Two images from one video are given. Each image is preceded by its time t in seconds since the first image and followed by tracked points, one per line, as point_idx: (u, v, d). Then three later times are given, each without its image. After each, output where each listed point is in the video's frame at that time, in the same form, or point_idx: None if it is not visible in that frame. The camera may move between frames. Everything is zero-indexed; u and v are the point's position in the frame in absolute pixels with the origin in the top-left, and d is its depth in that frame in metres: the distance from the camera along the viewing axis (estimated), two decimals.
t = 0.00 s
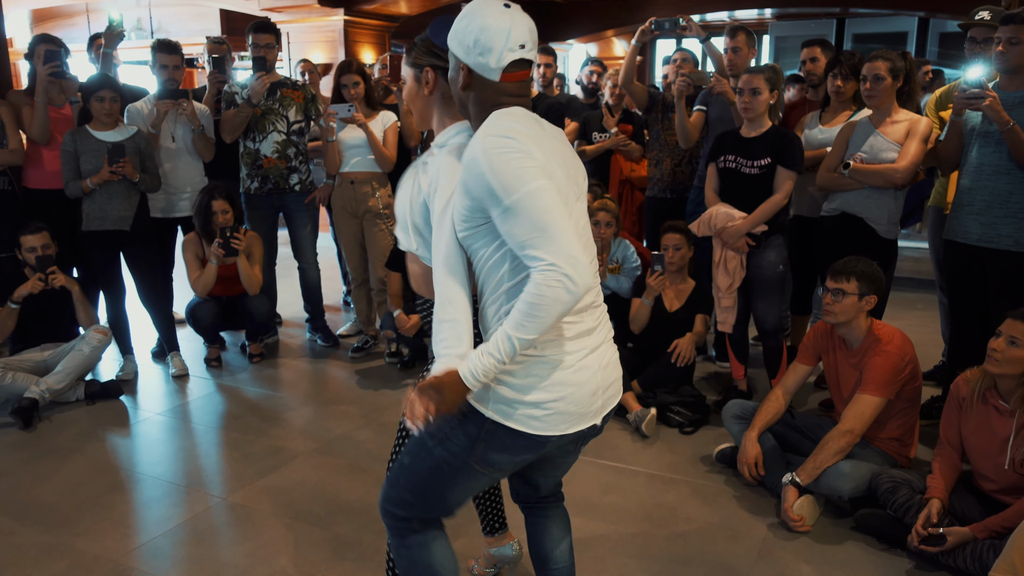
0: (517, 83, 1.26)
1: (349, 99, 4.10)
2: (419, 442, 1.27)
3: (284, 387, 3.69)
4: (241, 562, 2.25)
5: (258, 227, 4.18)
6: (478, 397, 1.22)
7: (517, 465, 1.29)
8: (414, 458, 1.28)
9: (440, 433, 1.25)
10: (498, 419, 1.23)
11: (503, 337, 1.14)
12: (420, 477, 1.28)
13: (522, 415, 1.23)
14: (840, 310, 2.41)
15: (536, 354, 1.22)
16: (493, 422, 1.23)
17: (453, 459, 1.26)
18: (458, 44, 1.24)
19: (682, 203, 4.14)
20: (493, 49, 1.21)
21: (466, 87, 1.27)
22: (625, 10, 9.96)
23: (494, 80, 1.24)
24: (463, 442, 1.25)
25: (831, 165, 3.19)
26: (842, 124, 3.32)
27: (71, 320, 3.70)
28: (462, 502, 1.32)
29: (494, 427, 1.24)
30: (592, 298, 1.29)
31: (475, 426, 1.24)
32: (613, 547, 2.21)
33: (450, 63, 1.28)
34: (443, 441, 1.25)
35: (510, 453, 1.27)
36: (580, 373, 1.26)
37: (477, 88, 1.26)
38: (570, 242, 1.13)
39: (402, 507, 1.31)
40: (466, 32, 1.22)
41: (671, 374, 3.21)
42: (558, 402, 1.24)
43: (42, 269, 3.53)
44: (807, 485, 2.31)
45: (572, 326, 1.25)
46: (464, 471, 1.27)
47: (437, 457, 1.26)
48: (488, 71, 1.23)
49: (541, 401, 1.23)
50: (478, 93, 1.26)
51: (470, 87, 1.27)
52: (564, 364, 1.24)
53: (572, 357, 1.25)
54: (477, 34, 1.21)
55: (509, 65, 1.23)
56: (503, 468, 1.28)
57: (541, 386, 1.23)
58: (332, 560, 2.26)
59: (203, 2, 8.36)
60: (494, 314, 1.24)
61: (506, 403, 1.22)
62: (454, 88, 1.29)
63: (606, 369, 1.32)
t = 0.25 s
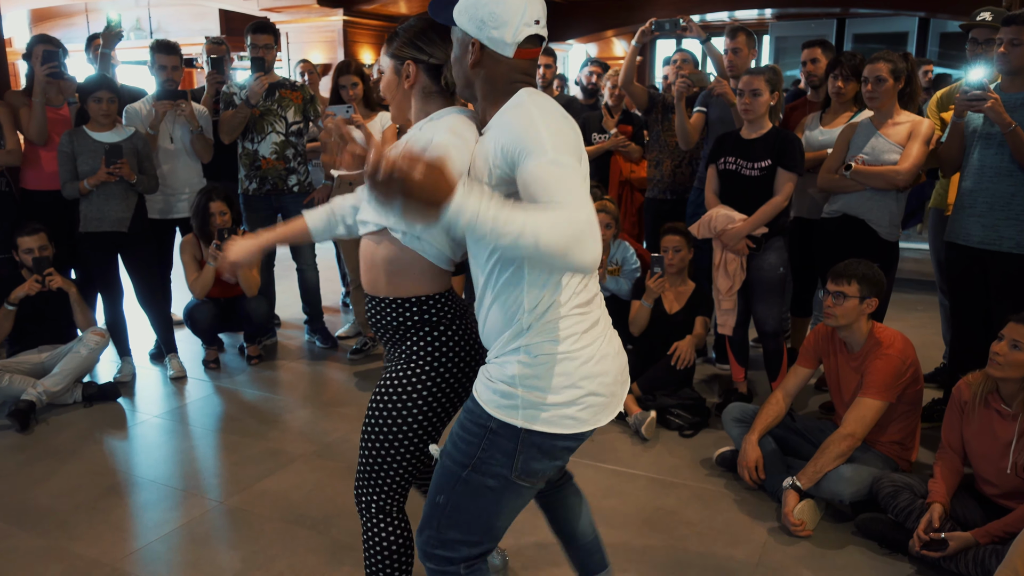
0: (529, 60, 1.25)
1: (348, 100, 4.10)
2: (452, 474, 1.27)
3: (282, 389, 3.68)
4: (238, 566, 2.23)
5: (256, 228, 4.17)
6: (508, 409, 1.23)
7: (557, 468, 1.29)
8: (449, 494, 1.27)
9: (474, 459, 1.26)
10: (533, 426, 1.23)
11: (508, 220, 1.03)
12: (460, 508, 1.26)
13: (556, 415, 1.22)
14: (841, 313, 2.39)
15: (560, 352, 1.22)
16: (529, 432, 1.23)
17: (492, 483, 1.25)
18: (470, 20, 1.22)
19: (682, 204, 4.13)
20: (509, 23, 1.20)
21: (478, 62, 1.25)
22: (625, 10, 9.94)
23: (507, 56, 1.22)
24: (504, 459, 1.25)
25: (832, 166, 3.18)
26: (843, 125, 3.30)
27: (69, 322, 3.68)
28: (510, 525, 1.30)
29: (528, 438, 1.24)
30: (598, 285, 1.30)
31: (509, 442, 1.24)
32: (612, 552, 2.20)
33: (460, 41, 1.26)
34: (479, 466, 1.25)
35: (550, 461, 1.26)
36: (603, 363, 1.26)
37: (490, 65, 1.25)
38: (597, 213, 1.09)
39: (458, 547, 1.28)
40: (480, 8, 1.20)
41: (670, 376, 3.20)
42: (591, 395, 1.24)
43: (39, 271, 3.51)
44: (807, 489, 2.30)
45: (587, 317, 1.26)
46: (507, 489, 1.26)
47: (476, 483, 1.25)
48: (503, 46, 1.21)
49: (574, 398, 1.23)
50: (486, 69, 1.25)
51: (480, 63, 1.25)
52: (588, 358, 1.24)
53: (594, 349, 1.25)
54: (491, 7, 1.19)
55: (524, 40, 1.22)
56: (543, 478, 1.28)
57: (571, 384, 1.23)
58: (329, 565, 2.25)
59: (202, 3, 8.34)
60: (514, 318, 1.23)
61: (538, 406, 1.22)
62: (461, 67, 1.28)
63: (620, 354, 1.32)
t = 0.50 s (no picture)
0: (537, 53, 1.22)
1: (347, 102, 4.09)
2: (452, 480, 1.25)
3: (281, 391, 3.67)
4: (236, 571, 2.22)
5: (254, 230, 4.16)
6: (503, 412, 1.22)
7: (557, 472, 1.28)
8: (450, 499, 1.25)
9: (473, 463, 1.24)
10: (530, 429, 1.22)
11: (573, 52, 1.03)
12: (461, 513, 1.24)
13: (553, 418, 1.22)
14: (841, 316, 2.38)
15: (557, 353, 1.22)
16: (527, 436, 1.22)
17: (493, 487, 1.24)
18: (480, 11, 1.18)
19: (681, 206, 4.13)
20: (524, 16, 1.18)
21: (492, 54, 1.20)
22: (624, 11, 9.95)
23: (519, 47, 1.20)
24: (503, 463, 1.23)
25: (832, 169, 3.17)
26: (843, 127, 3.29)
27: (67, 325, 3.67)
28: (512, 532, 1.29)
29: (526, 440, 1.22)
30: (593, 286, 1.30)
31: (508, 446, 1.23)
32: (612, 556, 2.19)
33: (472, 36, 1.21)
34: (478, 471, 1.23)
35: (550, 464, 1.25)
36: (599, 366, 1.27)
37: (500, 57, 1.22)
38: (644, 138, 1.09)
39: (460, 555, 1.25)
40: None
41: (670, 379, 3.19)
42: (587, 397, 1.24)
43: (36, 273, 3.50)
44: (807, 493, 2.29)
45: (583, 319, 1.26)
46: (507, 493, 1.24)
47: (477, 489, 1.24)
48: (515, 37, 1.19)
49: (570, 400, 1.22)
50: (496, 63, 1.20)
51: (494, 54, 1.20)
52: (584, 360, 1.24)
53: (589, 351, 1.25)
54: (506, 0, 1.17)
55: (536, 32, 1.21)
56: (545, 482, 1.26)
57: (568, 386, 1.22)
58: (328, 570, 2.24)
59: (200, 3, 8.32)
60: (512, 317, 1.22)
61: (535, 408, 1.21)
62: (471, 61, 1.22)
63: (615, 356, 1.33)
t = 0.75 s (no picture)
0: (541, 48, 1.18)
1: (346, 102, 4.09)
2: (461, 479, 1.25)
3: (280, 392, 3.66)
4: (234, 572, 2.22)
5: (253, 230, 4.15)
6: (514, 410, 1.21)
7: (568, 472, 1.26)
8: (459, 497, 1.24)
9: (483, 462, 1.23)
10: (541, 428, 1.20)
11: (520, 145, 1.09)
12: (471, 512, 1.23)
13: (565, 416, 1.20)
14: (841, 316, 2.38)
15: (569, 351, 1.20)
16: (537, 434, 1.21)
17: (503, 486, 1.22)
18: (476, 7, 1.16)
19: (681, 206, 4.13)
20: (522, 7, 1.13)
21: (490, 51, 1.18)
22: (623, 11, 9.95)
23: (522, 42, 1.16)
24: (513, 462, 1.22)
25: (831, 168, 3.17)
26: (843, 127, 3.28)
27: (66, 325, 3.66)
28: (523, 532, 1.27)
29: (537, 440, 1.21)
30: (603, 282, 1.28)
31: (518, 444, 1.22)
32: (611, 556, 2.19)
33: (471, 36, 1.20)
34: (488, 469, 1.23)
35: (560, 463, 1.23)
36: (610, 362, 1.25)
37: (503, 51, 1.17)
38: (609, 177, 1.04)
39: (470, 554, 1.25)
40: None
41: (670, 379, 3.19)
42: (598, 394, 1.22)
43: (35, 274, 3.50)
44: (807, 493, 2.29)
45: (593, 315, 1.24)
46: (518, 493, 1.23)
47: (486, 487, 1.22)
48: (517, 32, 1.15)
49: (582, 398, 1.21)
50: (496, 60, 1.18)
51: (492, 51, 1.18)
52: (595, 357, 1.22)
53: (600, 348, 1.24)
54: None
55: (538, 25, 1.16)
56: (554, 481, 1.25)
57: (579, 383, 1.21)
58: (327, 570, 2.23)
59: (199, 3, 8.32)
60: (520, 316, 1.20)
61: (546, 407, 1.20)
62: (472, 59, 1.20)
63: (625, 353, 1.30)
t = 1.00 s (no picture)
0: (514, 55, 1.20)
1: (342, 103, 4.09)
2: (452, 478, 1.25)
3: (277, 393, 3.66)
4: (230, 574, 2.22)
5: (250, 231, 4.15)
6: (503, 410, 1.21)
7: (556, 474, 1.26)
8: (450, 497, 1.25)
9: (472, 462, 1.24)
10: (530, 428, 1.20)
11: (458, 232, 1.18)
12: (461, 512, 1.24)
13: (553, 416, 1.21)
14: (836, 317, 2.38)
15: (559, 351, 1.20)
16: (525, 435, 1.21)
17: (491, 487, 1.23)
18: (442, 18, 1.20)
19: (677, 206, 4.12)
20: (483, 14, 1.15)
21: (459, 61, 1.21)
22: (621, 11, 9.95)
23: (486, 49, 1.18)
24: (501, 463, 1.22)
25: (828, 169, 3.17)
26: (838, 127, 3.29)
27: (62, 327, 3.65)
28: (513, 531, 1.28)
29: (525, 442, 1.21)
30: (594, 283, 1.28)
31: (506, 445, 1.22)
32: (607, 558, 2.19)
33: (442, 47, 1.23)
34: (477, 469, 1.23)
35: (548, 465, 1.24)
36: (601, 363, 1.25)
37: (470, 60, 1.20)
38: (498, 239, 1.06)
39: (459, 553, 1.25)
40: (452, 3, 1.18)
41: (666, 380, 3.19)
42: (586, 396, 1.22)
43: (31, 275, 3.49)
44: (803, 494, 2.28)
45: (584, 316, 1.24)
46: (506, 494, 1.23)
47: (475, 487, 1.23)
48: (479, 39, 1.17)
49: (571, 399, 1.21)
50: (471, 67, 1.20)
51: (461, 60, 1.21)
52: (586, 358, 1.22)
53: (591, 349, 1.24)
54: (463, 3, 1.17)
55: (500, 31, 1.17)
56: (544, 483, 1.25)
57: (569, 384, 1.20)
58: (322, 572, 2.23)
59: (196, 3, 8.31)
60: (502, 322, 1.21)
61: (535, 407, 1.20)
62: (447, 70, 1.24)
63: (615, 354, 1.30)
